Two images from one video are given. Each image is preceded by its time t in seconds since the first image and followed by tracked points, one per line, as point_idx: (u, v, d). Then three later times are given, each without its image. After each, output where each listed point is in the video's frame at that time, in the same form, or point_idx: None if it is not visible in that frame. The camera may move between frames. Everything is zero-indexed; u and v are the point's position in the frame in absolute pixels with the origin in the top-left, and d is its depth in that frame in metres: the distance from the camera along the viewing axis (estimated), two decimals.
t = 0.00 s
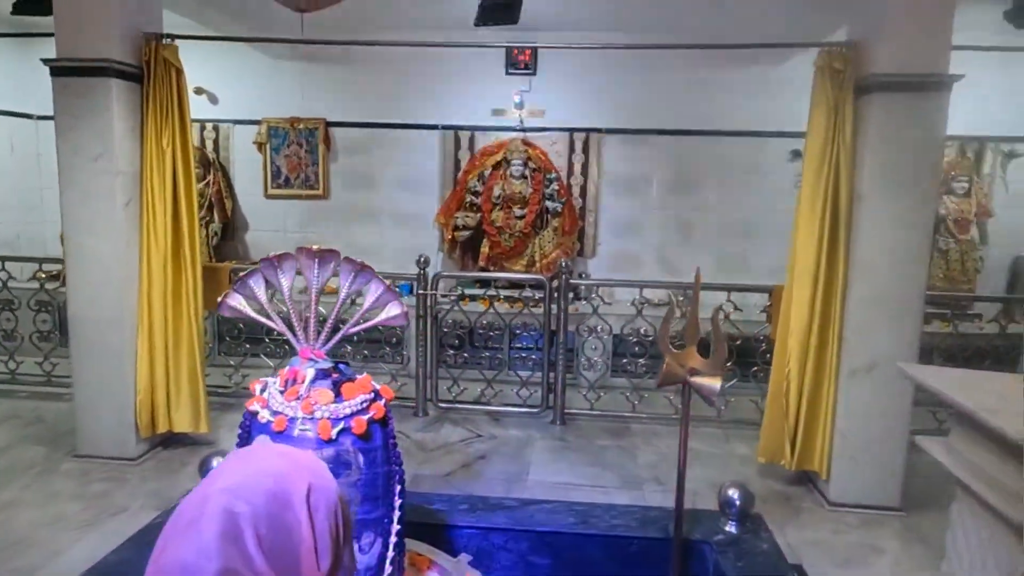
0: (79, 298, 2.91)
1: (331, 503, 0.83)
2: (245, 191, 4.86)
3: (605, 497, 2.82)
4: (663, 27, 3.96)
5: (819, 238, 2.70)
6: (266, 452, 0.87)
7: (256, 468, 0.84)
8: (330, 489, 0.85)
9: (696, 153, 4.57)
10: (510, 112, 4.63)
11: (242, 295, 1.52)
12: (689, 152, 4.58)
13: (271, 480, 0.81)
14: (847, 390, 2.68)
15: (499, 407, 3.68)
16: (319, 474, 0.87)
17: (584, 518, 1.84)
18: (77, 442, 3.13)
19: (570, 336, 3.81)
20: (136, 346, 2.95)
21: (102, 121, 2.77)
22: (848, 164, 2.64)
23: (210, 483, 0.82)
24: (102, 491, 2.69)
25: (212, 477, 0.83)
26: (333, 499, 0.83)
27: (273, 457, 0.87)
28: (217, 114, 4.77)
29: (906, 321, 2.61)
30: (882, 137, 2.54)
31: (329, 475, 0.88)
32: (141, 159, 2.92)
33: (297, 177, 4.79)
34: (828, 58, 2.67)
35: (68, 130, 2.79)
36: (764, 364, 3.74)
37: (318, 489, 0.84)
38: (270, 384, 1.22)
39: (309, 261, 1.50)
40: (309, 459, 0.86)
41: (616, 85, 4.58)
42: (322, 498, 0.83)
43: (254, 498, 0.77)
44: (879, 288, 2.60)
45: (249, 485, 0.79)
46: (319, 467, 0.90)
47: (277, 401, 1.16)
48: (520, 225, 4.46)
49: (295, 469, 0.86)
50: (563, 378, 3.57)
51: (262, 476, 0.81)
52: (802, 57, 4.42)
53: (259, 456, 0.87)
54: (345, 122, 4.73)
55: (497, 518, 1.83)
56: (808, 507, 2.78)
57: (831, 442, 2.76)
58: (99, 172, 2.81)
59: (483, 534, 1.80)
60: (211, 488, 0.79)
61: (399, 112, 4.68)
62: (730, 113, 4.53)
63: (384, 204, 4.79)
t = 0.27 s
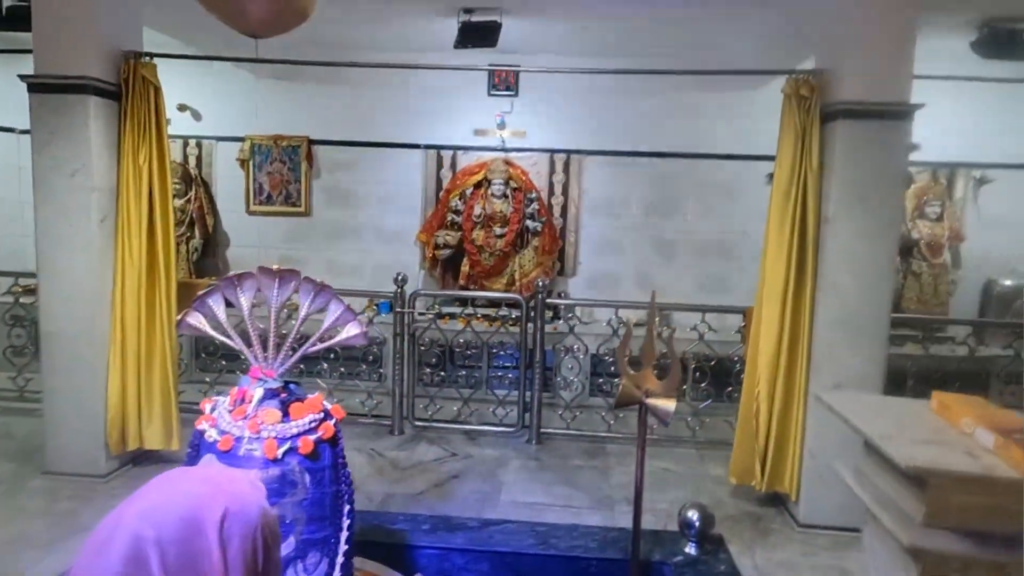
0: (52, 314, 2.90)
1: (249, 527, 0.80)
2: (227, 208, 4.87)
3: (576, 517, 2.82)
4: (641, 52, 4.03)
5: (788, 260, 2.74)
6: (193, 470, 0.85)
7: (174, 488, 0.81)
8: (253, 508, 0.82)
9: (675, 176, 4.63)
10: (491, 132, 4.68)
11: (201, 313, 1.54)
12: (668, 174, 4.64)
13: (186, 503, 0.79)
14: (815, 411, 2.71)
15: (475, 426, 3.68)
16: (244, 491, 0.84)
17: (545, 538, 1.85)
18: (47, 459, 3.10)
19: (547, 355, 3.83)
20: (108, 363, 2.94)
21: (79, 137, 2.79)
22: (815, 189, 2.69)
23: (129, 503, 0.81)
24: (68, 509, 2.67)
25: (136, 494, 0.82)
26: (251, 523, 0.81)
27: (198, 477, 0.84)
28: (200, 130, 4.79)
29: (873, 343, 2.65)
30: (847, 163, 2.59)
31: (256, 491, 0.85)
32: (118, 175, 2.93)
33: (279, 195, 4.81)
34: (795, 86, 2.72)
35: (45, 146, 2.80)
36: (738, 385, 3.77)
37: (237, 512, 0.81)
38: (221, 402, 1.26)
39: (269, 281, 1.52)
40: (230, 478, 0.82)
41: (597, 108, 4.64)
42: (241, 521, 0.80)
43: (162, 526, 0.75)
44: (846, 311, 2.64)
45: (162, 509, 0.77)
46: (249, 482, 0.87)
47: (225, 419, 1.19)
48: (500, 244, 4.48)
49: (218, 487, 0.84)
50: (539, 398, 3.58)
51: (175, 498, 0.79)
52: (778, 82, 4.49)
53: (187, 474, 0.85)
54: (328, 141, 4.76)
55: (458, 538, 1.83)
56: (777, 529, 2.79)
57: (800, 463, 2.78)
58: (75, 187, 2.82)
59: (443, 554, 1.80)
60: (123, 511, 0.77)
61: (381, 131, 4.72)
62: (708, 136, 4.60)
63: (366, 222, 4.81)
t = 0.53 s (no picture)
0: (33, 318, 2.91)
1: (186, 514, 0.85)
2: (213, 213, 4.90)
3: (551, 521, 2.85)
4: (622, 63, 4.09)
5: (762, 268, 2.78)
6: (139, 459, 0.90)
7: (117, 474, 0.86)
8: (192, 496, 0.87)
9: (658, 184, 4.69)
10: (476, 140, 4.73)
11: (172, 316, 1.57)
12: (651, 183, 4.69)
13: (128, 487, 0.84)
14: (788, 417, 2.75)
15: (456, 431, 3.71)
16: (185, 481, 0.89)
17: (513, 540, 1.87)
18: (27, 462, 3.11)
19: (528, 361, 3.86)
20: (88, 367, 2.96)
21: (61, 142, 2.81)
22: (787, 198, 2.74)
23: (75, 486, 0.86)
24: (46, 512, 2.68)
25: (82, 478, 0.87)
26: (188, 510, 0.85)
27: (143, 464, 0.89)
28: (187, 136, 4.82)
29: (843, 350, 2.70)
30: (818, 174, 2.64)
31: (198, 481, 0.90)
32: (100, 180, 2.95)
33: (265, 201, 4.83)
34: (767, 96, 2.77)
35: (27, 151, 2.83)
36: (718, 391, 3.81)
37: (175, 499, 0.86)
38: (185, 402, 1.31)
39: (239, 285, 1.55)
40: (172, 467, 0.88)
41: (580, 117, 4.69)
42: (178, 508, 0.85)
43: (99, 508, 0.80)
44: (818, 318, 2.69)
45: (103, 491, 0.83)
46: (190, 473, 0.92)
47: (187, 419, 1.25)
48: (484, 251, 4.52)
49: (159, 475, 0.89)
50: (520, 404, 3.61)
51: (116, 483, 0.84)
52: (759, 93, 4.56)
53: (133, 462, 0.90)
54: (314, 148, 4.80)
55: (427, 540, 1.86)
56: (751, 533, 2.82)
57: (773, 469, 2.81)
58: (56, 192, 2.84)
59: (412, 555, 1.82)
60: (66, 492, 0.83)
61: (367, 138, 4.76)
62: (690, 145, 4.66)
63: (351, 228, 4.84)
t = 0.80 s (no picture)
0: (16, 318, 2.94)
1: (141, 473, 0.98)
2: (201, 216, 4.93)
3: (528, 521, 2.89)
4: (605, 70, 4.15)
5: (736, 272, 2.82)
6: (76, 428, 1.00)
7: (63, 440, 0.96)
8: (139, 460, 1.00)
9: (642, 190, 4.74)
10: (463, 145, 4.77)
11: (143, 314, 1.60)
12: (636, 188, 4.74)
13: (83, 453, 0.95)
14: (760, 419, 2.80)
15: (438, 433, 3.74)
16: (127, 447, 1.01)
17: (482, 536, 1.91)
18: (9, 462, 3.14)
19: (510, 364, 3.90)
20: (71, 367, 2.98)
21: (46, 144, 2.85)
22: (760, 203, 2.79)
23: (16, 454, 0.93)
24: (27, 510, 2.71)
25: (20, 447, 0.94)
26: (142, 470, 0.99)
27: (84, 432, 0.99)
28: (176, 140, 4.86)
29: (813, 353, 2.76)
30: (790, 179, 2.70)
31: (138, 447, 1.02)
32: (85, 182, 2.99)
33: (253, 204, 4.87)
34: (741, 103, 2.82)
35: (11, 153, 2.86)
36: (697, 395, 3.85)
37: (127, 462, 0.98)
38: (150, 396, 1.32)
39: (210, 284, 1.59)
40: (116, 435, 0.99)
41: (566, 123, 4.75)
42: (132, 470, 0.98)
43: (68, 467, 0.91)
44: (789, 322, 2.75)
45: (62, 454, 0.92)
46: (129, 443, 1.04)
47: (150, 411, 1.26)
48: (469, 255, 4.56)
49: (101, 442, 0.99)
50: (501, 406, 3.65)
51: (71, 447, 0.94)
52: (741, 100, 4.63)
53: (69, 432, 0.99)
54: (302, 152, 4.84)
55: (397, 536, 1.89)
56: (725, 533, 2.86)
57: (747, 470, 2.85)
58: (41, 194, 2.88)
59: (381, 551, 1.85)
60: (22, 459, 0.91)
61: (355, 143, 4.81)
62: (674, 152, 4.72)
63: (338, 232, 4.88)
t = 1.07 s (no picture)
0: None
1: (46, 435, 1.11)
2: (187, 219, 4.93)
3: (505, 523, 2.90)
4: (589, 76, 4.17)
5: (712, 275, 2.85)
6: None
7: None
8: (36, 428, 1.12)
9: (626, 195, 4.76)
10: (448, 149, 4.78)
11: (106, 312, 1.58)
12: (620, 193, 4.76)
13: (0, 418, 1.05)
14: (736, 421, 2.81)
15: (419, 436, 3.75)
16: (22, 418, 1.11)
17: (450, 536, 1.91)
18: None
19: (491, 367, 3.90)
20: (48, 368, 2.98)
21: (23, 145, 2.85)
22: (737, 206, 2.81)
23: None
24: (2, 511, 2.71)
25: None
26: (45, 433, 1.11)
27: None
28: (161, 143, 4.86)
29: (788, 355, 2.78)
30: (765, 183, 2.72)
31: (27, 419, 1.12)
32: (63, 183, 2.99)
33: (239, 207, 4.87)
34: (718, 107, 2.84)
35: None
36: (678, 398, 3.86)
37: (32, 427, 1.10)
38: (103, 392, 1.26)
39: (174, 281, 1.58)
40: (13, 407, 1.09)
41: (551, 128, 4.77)
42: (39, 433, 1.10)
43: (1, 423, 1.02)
44: (765, 324, 2.76)
45: None
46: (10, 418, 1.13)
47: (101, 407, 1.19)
48: (454, 258, 4.58)
49: None
50: (483, 408, 3.65)
51: None
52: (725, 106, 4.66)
53: None
54: (287, 155, 4.85)
55: (365, 535, 1.89)
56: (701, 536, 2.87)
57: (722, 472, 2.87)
58: (19, 194, 2.88)
59: (348, 550, 1.85)
60: None
61: (340, 147, 4.82)
62: (659, 157, 4.74)
63: (323, 236, 4.88)
